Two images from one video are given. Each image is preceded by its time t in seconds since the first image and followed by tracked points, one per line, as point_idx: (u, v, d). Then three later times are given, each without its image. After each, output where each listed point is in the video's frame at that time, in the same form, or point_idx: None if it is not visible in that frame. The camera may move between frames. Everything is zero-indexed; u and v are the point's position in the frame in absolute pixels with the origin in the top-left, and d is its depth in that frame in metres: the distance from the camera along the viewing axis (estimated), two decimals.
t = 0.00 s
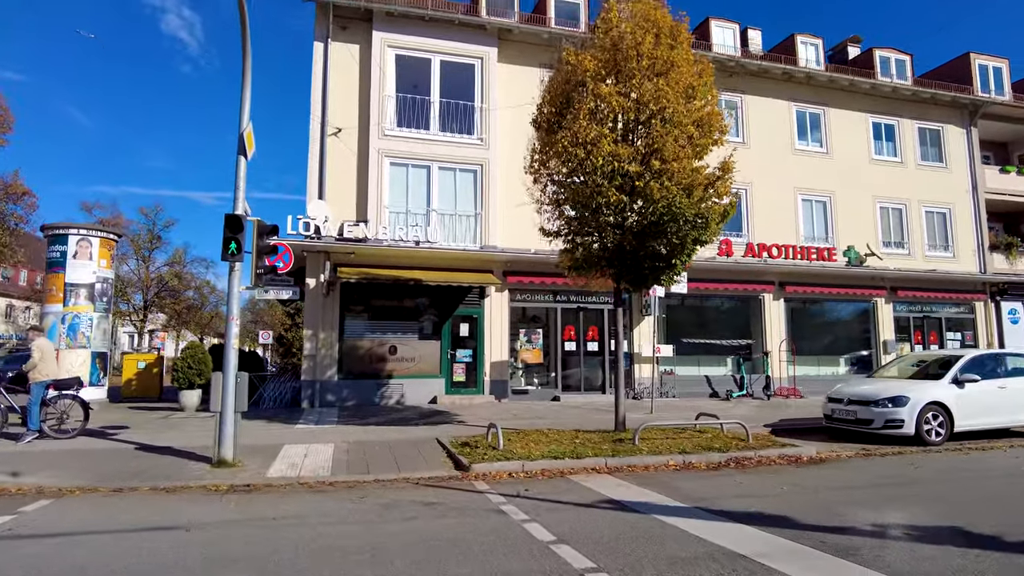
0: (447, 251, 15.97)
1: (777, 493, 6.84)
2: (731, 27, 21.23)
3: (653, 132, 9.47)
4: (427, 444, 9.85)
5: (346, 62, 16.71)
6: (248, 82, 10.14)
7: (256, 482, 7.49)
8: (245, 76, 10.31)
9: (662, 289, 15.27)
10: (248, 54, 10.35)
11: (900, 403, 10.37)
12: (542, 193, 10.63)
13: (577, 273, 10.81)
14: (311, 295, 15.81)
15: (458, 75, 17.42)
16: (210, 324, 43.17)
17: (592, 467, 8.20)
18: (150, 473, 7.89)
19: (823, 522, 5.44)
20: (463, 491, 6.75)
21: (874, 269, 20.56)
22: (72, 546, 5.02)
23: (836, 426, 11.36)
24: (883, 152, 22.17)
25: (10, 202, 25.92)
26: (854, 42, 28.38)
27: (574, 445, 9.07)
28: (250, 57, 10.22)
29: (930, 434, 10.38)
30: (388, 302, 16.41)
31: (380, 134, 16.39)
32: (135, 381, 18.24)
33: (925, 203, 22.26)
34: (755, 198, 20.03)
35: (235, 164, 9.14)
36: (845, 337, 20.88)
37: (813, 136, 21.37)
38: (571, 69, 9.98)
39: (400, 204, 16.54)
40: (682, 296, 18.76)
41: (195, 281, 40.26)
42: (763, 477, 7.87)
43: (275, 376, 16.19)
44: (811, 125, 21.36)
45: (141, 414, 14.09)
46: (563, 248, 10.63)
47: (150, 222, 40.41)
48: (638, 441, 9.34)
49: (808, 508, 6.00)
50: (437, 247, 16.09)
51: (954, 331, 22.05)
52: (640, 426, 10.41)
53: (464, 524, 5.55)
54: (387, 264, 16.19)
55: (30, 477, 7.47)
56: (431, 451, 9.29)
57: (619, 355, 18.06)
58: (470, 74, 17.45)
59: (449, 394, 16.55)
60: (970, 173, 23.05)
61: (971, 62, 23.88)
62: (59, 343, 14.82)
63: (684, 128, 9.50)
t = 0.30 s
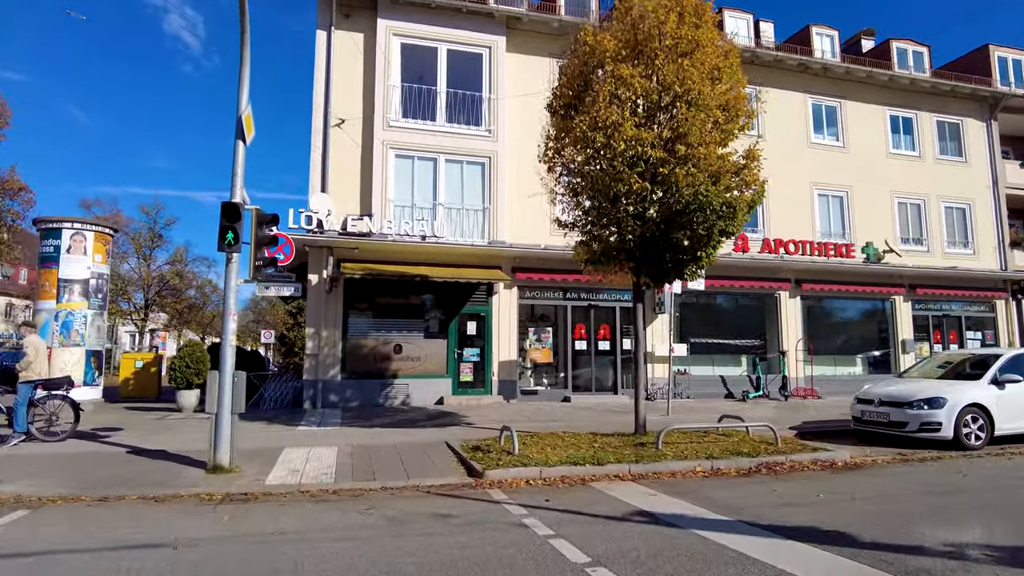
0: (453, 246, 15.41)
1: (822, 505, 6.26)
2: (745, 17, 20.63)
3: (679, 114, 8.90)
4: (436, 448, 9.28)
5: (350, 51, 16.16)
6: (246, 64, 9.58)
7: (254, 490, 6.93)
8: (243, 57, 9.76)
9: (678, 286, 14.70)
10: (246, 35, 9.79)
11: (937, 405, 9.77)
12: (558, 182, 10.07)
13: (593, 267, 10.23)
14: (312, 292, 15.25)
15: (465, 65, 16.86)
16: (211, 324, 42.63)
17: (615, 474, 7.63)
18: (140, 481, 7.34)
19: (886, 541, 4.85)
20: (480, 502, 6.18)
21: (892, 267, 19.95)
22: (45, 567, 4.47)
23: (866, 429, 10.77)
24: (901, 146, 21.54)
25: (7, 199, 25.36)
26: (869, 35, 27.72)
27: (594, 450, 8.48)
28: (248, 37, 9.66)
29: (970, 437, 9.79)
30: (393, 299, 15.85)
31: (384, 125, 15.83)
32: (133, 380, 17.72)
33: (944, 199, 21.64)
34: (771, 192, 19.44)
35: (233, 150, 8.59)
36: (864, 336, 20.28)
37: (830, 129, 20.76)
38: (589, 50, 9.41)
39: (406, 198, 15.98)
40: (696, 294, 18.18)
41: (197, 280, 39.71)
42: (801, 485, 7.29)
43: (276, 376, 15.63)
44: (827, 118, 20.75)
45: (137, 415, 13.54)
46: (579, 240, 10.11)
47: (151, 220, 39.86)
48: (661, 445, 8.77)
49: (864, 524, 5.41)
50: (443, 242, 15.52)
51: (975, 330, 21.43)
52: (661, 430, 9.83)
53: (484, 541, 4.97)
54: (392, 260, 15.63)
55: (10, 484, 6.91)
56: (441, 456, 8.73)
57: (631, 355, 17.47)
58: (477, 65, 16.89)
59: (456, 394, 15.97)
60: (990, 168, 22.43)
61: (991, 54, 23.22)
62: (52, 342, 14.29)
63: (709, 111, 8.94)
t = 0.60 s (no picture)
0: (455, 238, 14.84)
1: (866, 512, 5.70)
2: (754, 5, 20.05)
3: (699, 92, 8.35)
4: (439, 448, 8.71)
5: (348, 36, 15.58)
6: (237, 39, 8.99)
7: (242, 494, 6.35)
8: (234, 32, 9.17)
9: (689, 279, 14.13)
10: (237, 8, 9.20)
11: (971, 402, 9.21)
12: (569, 167, 9.51)
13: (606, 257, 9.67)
14: (308, 286, 14.68)
15: (468, 52, 16.29)
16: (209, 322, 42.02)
17: (634, 477, 7.05)
18: (120, 484, 6.75)
19: (953, 555, 4.29)
20: (490, 508, 5.61)
21: (907, 261, 19.39)
22: None
23: (892, 428, 10.22)
24: (915, 138, 20.98)
25: None
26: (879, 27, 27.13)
27: (609, 450, 7.91)
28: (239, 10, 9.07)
29: (1005, 436, 9.23)
30: (393, 294, 15.27)
31: (384, 113, 15.26)
32: (126, 376, 17.13)
33: (959, 192, 21.08)
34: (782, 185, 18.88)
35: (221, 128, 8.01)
36: (877, 332, 19.72)
37: (842, 121, 20.19)
38: (603, 25, 8.84)
39: (407, 188, 15.41)
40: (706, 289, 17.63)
41: (194, 277, 39.11)
42: (837, 489, 6.71)
43: (272, 374, 15.05)
44: (839, 109, 20.18)
45: (125, 414, 12.95)
46: (590, 228, 9.59)
47: (148, 217, 39.24)
48: (680, 445, 8.19)
49: (921, 535, 4.85)
50: (445, 233, 14.94)
51: (990, 327, 20.87)
52: (677, 429, 9.26)
53: (498, 553, 4.40)
54: (392, 253, 15.05)
55: None
56: (444, 456, 8.15)
57: (640, 352, 16.90)
58: (480, 52, 16.32)
59: (458, 392, 15.40)
60: (1004, 161, 21.87)
61: (1005, 44, 22.65)
62: (37, 337, 13.70)
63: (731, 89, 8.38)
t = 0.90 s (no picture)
0: (462, 234, 14.25)
1: (926, 532, 5.12)
2: None
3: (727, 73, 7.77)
4: (448, 456, 8.13)
5: (350, 25, 15.00)
6: (231, 18, 8.41)
7: (234, 510, 5.78)
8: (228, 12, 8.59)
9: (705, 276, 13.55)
10: None
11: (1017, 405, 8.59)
12: (587, 156, 8.92)
13: (625, 252, 9.07)
14: (309, 285, 14.10)
15: (474, 42, 15.71)
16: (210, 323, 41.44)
17: (662, 490, 6.47)
18: (102, 498, 6.18)
19: None
20: (510, 528, 5.04)
21: (926, 258, 18.77)
22: None
23: (927, 433, 9.62)
24: (933, 132, 20.37)
25: None
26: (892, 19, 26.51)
27: (632, 459, 7.32)
28: None
29: None
30: (397, 292, 14.69)
31: (388, 104, 14.68)
32: (121, 378, 16.56)
33: (978, 188, 20.47)
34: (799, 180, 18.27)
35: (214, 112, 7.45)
36: (896, 332, 19.11)
37: (858, 114, 19.58)
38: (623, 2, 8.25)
39: (411, 182, 14.83)
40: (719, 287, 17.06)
41: (195, 277, 38.52)
42: (886, 504, 6.13)
43: (272, 376, 14.48)
44: (855, 102, 19.57)
45: (118, 418, 12.38)
46: (607, 221, 9.01)
47: (148, 217, 38.68)
48: (708, 453, 7.60)
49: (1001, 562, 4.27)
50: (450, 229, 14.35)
51: (1011, 326, 20.26)
52: (703, 435, 8.66)
53: None
54: (396, 250, 14.49)
55: None
56: (454, 465, 7.57)
57: (652, 352, 16.30)
58: (487, 41, 15.74)
59: (465, 394, 14.82)
60: None
61: None
62: (25, 338, 13.14)
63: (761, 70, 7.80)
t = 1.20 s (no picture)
0: (469, 224, 13.59)
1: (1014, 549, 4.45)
2: None
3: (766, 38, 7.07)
4: (460, 458, 7.47)
5: (352, 5, 14.32)
6: None
7: (222, 521, 5.13)
8: None
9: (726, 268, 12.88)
10: None
11: None
12: (610, 135, 8.23)
13: (650, 238, 8.38)
14: (308, 278, 13.43)
15: (482, 24, 15.03)
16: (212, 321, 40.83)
17: (701, 498, 5.79)
18: (76, 506, 5.52)
19: None
20: (537, 544, 4.37)
21: (951, 251, 18.05)
22: None
23: (972, 434, 8.95)
24: (956, 121, 19.64)
25: None
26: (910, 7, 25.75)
27: (663, 463, 6.64)
28: None
29: None
30: (401, 285, 14.03)
31: (392, 88, 14.01)
32: (115, 376, 15.93)
33: (1004, 178, 19.73)
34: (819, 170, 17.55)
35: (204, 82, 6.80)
36: (919, 328, 18.41)
37: (880, 102, 18.85)
38: None
39: (416, 170, 14.16)
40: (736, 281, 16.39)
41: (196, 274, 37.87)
42: (954, 514, 5.45)
43: (271, 373, 13.81)
44: (877, 89, 18.85)
45: (108, 417, 11.74)
46: (630, 204, 8.32)
47: (148, 213, 38.05)
48: (745, 456, 6.92)
49: None
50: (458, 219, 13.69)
51: None
52: (734, 436, 7.99)
53: None
54: (400, 241, 13.84)
55: None
56: (467, 469, 6.91)
57: (668, 349, 15.63)
58: (495, 24, 15.06)
59: (473, 392, 14.16)
60: None
61: None
62: (11, 332, 12.48)
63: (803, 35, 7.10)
